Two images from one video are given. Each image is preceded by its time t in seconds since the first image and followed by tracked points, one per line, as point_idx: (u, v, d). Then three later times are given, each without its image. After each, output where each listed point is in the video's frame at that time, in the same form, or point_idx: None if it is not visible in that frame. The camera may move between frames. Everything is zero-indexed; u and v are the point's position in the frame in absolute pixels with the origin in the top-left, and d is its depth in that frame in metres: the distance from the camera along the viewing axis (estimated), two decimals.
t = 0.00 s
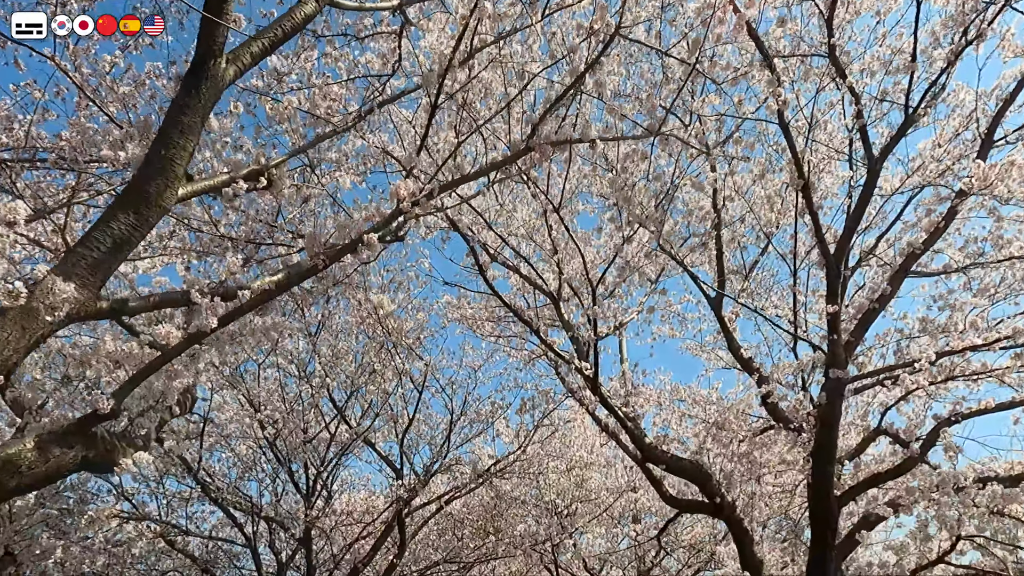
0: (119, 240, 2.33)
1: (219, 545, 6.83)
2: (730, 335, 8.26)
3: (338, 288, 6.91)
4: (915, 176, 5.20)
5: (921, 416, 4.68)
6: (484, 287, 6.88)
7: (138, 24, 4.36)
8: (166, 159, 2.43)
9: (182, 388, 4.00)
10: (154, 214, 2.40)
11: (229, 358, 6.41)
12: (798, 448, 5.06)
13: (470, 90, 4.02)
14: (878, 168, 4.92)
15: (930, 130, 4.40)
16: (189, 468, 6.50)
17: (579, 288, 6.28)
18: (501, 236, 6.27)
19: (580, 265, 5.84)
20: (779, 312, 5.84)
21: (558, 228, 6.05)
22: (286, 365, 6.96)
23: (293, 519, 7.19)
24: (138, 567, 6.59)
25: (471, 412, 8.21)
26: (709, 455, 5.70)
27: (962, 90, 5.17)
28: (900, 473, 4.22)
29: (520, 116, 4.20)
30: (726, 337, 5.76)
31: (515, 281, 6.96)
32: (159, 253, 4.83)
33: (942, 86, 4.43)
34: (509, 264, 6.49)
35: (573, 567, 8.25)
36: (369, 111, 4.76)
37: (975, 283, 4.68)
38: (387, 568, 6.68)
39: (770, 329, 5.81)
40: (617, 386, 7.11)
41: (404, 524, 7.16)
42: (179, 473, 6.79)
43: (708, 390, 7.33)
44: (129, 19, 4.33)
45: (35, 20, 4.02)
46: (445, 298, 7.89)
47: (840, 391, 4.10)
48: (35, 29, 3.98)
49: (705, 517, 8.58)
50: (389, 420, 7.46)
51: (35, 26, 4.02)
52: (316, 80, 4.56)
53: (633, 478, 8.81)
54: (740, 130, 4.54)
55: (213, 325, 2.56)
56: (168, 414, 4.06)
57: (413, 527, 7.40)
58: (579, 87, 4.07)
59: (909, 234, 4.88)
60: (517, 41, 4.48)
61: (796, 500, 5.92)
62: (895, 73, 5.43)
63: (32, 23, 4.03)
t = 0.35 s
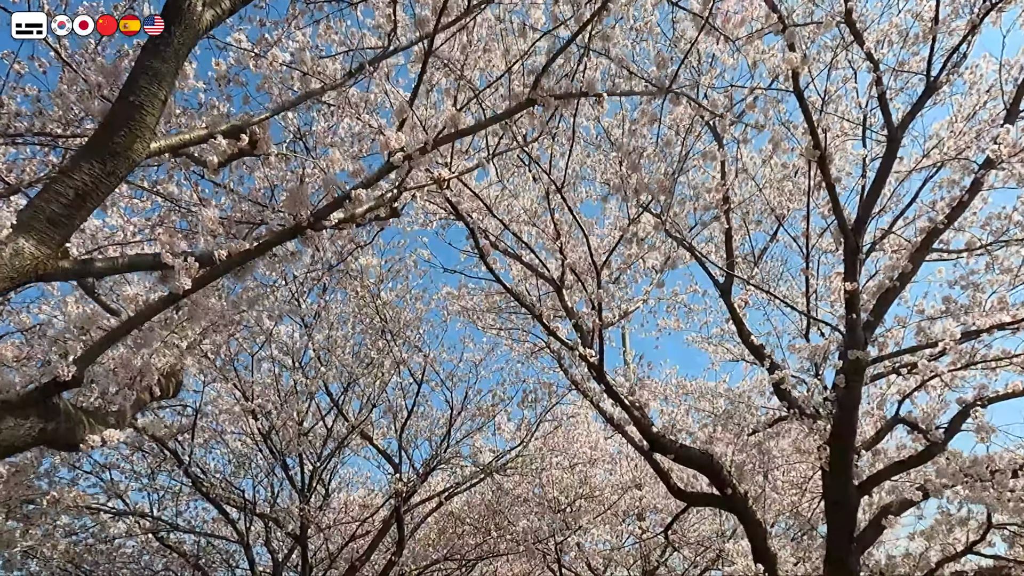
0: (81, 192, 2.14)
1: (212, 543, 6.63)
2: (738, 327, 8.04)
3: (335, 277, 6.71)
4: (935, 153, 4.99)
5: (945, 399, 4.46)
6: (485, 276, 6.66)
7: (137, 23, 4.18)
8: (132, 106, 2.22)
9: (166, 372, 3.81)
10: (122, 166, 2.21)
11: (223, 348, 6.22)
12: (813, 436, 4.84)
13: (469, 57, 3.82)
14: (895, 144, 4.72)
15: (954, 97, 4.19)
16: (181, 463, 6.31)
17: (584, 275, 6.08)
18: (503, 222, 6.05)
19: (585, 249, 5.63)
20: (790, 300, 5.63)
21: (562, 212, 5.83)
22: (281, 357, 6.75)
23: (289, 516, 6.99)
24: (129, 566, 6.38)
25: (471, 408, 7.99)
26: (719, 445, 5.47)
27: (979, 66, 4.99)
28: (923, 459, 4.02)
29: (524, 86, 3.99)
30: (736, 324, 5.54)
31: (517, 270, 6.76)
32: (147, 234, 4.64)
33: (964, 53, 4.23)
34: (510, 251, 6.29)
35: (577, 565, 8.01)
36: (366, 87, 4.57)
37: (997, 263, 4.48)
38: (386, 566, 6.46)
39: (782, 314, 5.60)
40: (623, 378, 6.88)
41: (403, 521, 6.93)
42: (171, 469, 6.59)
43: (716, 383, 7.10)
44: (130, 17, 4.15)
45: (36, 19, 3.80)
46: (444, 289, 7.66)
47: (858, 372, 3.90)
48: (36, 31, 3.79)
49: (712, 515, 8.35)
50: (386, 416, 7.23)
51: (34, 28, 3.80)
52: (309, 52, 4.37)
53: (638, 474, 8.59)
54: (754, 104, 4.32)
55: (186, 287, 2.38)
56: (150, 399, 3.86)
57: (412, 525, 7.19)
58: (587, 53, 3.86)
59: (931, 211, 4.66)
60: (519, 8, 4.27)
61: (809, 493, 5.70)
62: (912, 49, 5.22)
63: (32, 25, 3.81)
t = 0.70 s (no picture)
0: (25, 136, 1.98)
1: (200, 541, 6.43)
2: (742, 321, 7.82)
3: (327, 267, 6.52)
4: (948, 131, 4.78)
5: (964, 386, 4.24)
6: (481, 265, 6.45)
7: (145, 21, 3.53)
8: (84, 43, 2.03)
9: (140, 354, 3.63)
10: (74, 110, 2.05)
11: (211, 340, 6.03)
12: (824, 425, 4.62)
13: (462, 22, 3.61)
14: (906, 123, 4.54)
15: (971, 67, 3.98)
16: (169, 458, 6.12)
17: (583, 263, 5.89)
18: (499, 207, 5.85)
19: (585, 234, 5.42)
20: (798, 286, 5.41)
21: (560, 197, 5.63)
22: (270, 349, 6.54)
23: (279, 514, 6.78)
24: (114, 564, 6.20)
25: (468, 403, 7.77)
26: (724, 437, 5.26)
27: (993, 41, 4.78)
28: (941, 448, 3.86)
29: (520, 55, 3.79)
30: (741, 312, 5.34)
31: (514, 259, 6.55)
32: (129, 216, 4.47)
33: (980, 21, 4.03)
34: (508, 239, 6.10)
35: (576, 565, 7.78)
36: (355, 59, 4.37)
37: (1013, 245, 4.29)
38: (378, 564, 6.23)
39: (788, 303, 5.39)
40: (624, 371, 6.67)
41: (397, 519, 6.71)
42: (157, 464, 6.38)
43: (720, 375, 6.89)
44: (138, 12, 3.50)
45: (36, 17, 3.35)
46: (440, 280, 7.45)
47: (873, 354, 3.68)
48: (37, 31, 3.37)
49: (716, 514, 8.11)
50: (380, 410, 7.02)
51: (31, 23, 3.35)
52: (294, 22, 4.17)
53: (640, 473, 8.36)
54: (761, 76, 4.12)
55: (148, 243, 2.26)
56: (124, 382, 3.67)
57: (406, 523, 6.96)
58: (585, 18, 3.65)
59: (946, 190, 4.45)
60: None
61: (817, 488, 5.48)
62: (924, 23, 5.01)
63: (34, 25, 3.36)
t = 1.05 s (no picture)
0: None
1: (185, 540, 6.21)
2: (746, 312, 7.62)
3: (318, 255, 6.32)
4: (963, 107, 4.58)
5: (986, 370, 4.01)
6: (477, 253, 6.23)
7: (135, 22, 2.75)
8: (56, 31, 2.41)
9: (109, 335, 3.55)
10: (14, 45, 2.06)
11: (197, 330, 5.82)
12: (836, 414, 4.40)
13: None
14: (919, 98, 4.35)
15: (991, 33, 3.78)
16: (153, 454, 5.90)
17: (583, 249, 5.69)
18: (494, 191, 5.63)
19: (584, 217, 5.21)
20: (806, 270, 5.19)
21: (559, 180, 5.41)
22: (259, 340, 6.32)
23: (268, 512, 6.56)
24: (94, 563, 5.95)
25: (464, 398, 7.54)
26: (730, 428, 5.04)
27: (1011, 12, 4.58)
28: (964, 433, 3.68)
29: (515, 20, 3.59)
30: (747, 298, 5.14)
31: (511, 247, 6.34)
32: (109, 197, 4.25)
33: None
34: (504, 224, 5.90)
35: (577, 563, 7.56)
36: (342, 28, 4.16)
37: None
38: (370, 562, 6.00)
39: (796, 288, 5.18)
40: (625, 362, 6.45)
41: (390, 516, 6.48)
42: (141, 459, 6.15)
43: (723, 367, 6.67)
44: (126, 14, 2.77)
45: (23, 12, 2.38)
46: (435, 270, 7.23)
47: (890, 333, 3.47)
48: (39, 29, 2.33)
49: (719, 510, 7.89)
50: (372, 404, 6.79)
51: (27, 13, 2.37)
52: None
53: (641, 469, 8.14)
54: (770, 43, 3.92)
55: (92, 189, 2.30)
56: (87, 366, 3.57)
57: (399, 520, 6.74)
58: None
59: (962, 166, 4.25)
60: None
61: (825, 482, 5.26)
62: None
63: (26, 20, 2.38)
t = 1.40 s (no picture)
0: None
1: (178, 537, 6.00)
2: (757, 302, 7.39)
3: (315, 241, 6.13)
4: (989, 76, 4.37)
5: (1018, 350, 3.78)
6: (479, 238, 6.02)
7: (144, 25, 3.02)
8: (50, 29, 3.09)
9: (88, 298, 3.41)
10: None
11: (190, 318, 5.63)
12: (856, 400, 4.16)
13: None
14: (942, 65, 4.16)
15: None
16: (145, 447, 5.70)
17: (589, 233, 5.48)
18: (498, 172, 5.44)
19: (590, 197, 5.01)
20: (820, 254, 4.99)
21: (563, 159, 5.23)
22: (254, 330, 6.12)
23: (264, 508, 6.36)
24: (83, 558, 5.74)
25: (466, 391, 7.35)
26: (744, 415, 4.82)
27: None
28: (998, 411, 3.50)
29: None
30: (760, 281, 4.94)
31: (515, 233, 6.13)
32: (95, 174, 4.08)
33: None
34: (507, 208, 5.70)
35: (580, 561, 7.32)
36: None
37: None
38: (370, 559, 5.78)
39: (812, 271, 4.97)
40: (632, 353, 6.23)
41: (389, 512, 6.25)
42: (133, 454, 5.94)
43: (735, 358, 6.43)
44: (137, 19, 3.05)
45: (38, 19, 3.13)
46: (436, 259, 7.02)
47: (920, 307, 3.23)
48: (38, 29, 3.12)
49: (729, 506, 7.67)
50: (374, 397, 6.59)
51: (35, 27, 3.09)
52: None
53: (648, 465, 7.93)
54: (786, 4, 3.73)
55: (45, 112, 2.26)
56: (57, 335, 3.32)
57: (399, 515, 6.53)
58: None
59: (990, 136, 4.03)
60: None
61: (842, 471, 5.06)
62: None
63: (35, 25, 3.12)
